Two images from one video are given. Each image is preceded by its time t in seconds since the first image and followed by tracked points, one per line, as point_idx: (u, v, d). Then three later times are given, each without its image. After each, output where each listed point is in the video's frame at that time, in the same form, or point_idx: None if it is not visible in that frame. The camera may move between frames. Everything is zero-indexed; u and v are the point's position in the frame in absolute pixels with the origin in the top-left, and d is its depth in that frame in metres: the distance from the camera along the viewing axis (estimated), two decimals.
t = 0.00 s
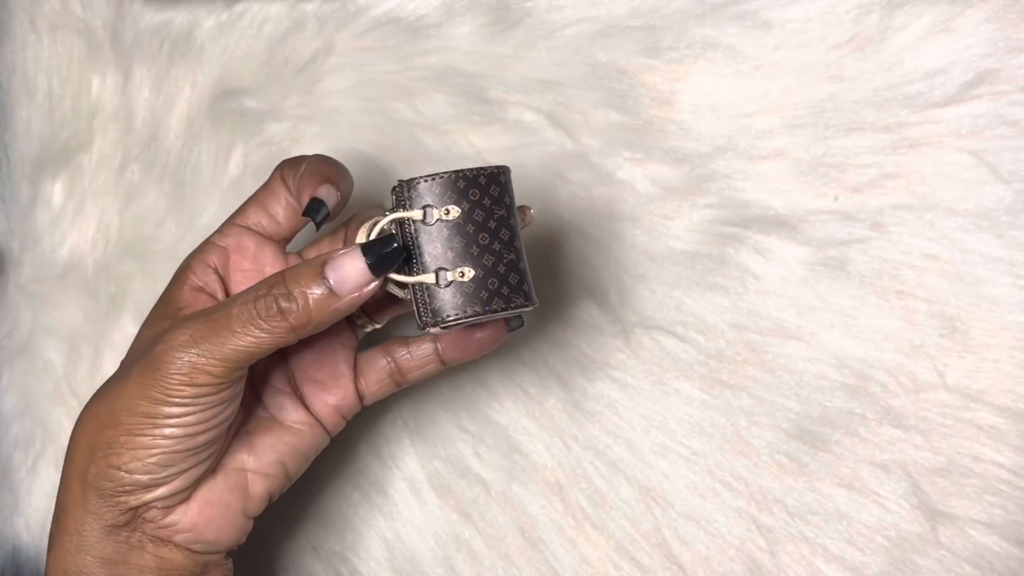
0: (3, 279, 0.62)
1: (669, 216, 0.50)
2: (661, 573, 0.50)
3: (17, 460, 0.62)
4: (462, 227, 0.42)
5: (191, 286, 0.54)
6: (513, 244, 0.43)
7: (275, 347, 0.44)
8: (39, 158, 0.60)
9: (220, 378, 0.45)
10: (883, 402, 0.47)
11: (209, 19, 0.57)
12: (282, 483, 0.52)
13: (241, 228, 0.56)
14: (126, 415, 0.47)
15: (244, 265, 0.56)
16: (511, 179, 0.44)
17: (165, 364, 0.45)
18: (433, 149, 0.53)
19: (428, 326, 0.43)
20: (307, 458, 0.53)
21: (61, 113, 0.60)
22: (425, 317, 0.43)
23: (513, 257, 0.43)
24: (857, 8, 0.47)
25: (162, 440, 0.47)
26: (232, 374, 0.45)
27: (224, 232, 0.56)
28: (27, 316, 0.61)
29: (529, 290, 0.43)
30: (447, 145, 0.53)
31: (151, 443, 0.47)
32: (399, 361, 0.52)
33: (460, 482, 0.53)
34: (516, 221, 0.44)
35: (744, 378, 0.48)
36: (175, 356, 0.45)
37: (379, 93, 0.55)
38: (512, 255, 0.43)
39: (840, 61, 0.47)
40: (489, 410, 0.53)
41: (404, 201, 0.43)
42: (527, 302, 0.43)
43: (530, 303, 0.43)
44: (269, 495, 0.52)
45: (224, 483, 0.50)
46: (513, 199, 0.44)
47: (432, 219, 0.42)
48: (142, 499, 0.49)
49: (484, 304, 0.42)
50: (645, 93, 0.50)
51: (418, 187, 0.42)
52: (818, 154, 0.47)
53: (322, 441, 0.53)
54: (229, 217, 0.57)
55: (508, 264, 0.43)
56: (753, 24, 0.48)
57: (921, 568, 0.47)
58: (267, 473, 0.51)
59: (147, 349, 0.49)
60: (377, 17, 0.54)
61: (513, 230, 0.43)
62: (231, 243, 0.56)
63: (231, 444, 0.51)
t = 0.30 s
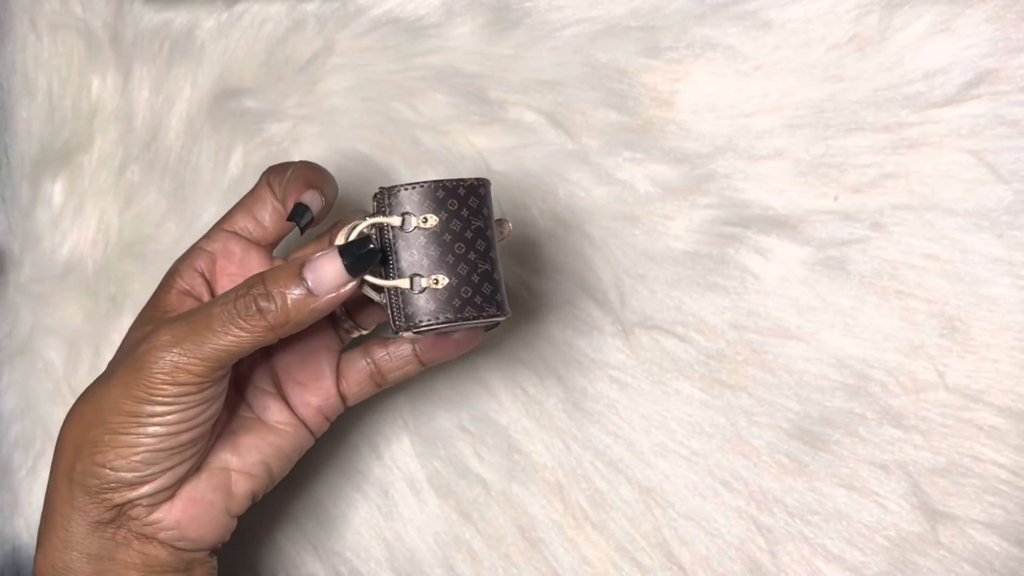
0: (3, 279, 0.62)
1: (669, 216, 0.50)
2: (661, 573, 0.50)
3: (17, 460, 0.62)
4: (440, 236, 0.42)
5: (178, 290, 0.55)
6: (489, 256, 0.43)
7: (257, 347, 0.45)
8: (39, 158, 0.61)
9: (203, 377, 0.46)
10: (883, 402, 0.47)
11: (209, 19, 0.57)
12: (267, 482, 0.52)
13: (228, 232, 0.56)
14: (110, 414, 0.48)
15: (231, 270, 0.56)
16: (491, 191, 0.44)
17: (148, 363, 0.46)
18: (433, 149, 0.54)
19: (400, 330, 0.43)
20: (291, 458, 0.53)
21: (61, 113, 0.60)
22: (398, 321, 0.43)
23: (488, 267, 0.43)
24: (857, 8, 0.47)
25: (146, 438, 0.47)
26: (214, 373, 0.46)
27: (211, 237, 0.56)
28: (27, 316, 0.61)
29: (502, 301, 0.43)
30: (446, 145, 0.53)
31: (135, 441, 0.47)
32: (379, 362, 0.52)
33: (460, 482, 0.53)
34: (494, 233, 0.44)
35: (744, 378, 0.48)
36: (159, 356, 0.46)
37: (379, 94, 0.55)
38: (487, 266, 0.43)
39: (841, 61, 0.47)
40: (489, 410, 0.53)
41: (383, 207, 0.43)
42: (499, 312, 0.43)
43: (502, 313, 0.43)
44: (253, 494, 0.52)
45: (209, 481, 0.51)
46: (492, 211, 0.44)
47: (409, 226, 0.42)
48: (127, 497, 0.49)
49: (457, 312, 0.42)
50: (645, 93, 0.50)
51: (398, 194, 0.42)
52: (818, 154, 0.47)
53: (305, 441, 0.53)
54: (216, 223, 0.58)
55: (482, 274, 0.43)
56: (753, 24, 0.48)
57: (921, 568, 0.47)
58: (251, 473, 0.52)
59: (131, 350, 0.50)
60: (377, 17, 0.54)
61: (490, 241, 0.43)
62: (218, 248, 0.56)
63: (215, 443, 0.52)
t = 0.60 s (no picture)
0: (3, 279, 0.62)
1: (668, 217, 0.50)
2: (661, 572, 0.51)
3: (18, 460, 0.62)
4: (403, 217, 0.42)
5: (148, 277, 0.56)
6: (455, 239, 0.43)
7: (224, 329, 0.46)
8: (39, 158, 0.61)
9: (172, 360, 0.46)
10: (884, 402, 0.47)
11: (209, 19, 0.57)
12: (240, 468, 0.53)
13: (196, 221, 0.57)
14: (81, 399, 0.48)
15: (198, 257, 0.57)
16: (462, 176, 0.44)
17: (118, 347, 0.47)
18: (433, 149, 0.54)
19: (364, 310, 0.43)
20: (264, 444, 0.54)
21: (61, 113, 0.60)
22: (362, 302, 0.43)
23: (451, 250, 0.42)
24: (857, 8, 0.47)
25: (117, 422, 0.48)
26: (183, 356, 0.46)
27: (179, 225, 0.57)
28: (27, 316, 0.61)
29: (466, 284, 0.43)
30: (446, 145, 0.53)
31: (107, 425, 0.48)
32: (348, 353, 0.53)
33: (460, 482, 0.53)
34: (461, 216, 0.43)
35: (744, 378, 0.49)
36: (128, 339, 0.46)
37: (379, 93, 0.55)
38: (451, 248, 0.42)
39: (841, 61, 0.47)
40: (489, 410, 0.53)
41: (352, 190, 0.43)
42: (461, 295, 0.42)
43: (464, 296, 0.42)
44: (226, 479, 0.53)
45: (181, 466, 0.52)
46: (461, 195, 0.43)
47: (373, 208, 0.42)
48: (100, 481, 0.50)
49: (417, 293, 0.42)
50: (645, 93, 0.50)
51: (364, 176, 0.43)
52: (818, 154, 0.47)
53: (278, 427, 0.54)
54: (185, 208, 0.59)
55: (446, 257, 0.42)
56: (753, 24, 0.48)
57: (921, 568, 0.47)
58: (224, 458, 0.53)
59: (101, 335, 0.50)
60: (378, 17, 0.54)
61: (456, 224, 0.43)
62: (186, 236, 0.57)
63: (188, 429, 0.53)
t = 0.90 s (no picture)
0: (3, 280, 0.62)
1: (668, 217, 0.50)
2: (661, 572, 0.51)
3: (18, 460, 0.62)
4: (382, 217, 0.42)
5: (126, 281, 0.56)
6: (433, 238, 0.43)
7: (203, 331, 0.46)
8: (40, 158, 0.61)
9: (151, 362, 0.46)
10: (884, 402, 0.47)
11: (209, 19, 0.57)
12: (222, 470, 0.54)
13: (174, 224, 0.57)
14: (62, 403, 0.48)
15: (177, 261, 0.57)
16: (440, 176, 0.44)
17: (96, 350, 0.47)
18: (433, 149, 0.54)
19: (343, 311, 0.43)
20: (246, 446, 0.54)
21: (62, 113, 0.60)
22: (341, 302, 0.43)
23: (430, 249, 0.42)
24: (857, 9, 0.47)
25: (98, 426, 0.48)
26: (162, 359, 0.47)
27: (157, 229, 0.57)
28: (27, 317, 0.61)
29: (445, 283, 0.43)
30: (446, 145, 0.53)
31: (88, 429, 0.48)
32: (329, 356, 0.54)
33: (460, 482, 0.53)
34: (440, 216, 0.43)
35: (744, 378, 0.49)
36: (107, 343, 0.46)
37: (379, 94, 0.55)
38: (429, 248, 0.42)
39: (841, 61, 0.47)
40: (489, 410, 0.53)
41: (330, 190, 0.43)
42: (440, 294, 0.42)
43: (443, 296, 0.42)
44: (209, 481, 0.53)
45: (163, 469, 0.52)
46: (440, 195, 0.43)
47: (351, 208, 0.42)
48: (82, 486, 0.50)
49: (395, 293, 0.42)
50: (645, 93, 0.50)
51: (342, 177, 0.43)
52: (818, 155, 0.47)
53: (260, 429, 0.55)
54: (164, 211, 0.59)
55: (424, 256, 0.42)
56: (753, 24, 0.48)
57: (921, 568, 0.47)
58: (206, 461, 0.53)
59: (81, 339, 0.50)
60: (377, 17, 0.54)
61: (434, 224, 0.43)
62: (165, 240, 0.57)
63: (168, 433, 0.53)
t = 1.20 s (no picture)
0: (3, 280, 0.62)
1: (668, 217, 0.50)
2: (661, 572, 0.51)
3: (18, 460, 0.62)
4: (398, 229, 0.42)
5: (143, 288, 0.56)
6: (448, 252, 0.42)
7: (218, 342, 0.45)
8: (40, 158, 0.61)
9: (166, 374, 0.46)
10: (884, 402, 0.47)
11: (209, 19, 0.57)
12: (238, 478, 0.53)
13: (190, 230, 0.57)
14: (78, 413, 0.48)
15: (194, 268, 0.57)
16: (459, 191, 0.43)
17: (112, 361, 0.46)
18: (433, 149, 0.53)
19: (354, 322, 0.43)
20: (262, 454, 0.54)
21: (62, 113, 0.60)
22: (353, 313, 0.43)
23: (444, 264, 0.42)
24: (857, 9, 0.47)
25: (114, 437, 0.48)
26: (178, 370, 0.46)
27: (174, 235, 0.57)
28: (27, 317, 0.61)
29: (459, 298, 0.42)
30: (446, 145, 0.53)
31: (104, 440, 0.48)
32: (344, 364, 0.53)
33: (460, 482, 0.53)
34: (456, 230, 0.43)
35: (744, 378, 0.49)
36: (123, 353, 0.46)
37: (379, 94, 0.55)
38: (444, 262, 0.42)
39: (841, 61, 0.47)
40: (489, 410, 0.53)
41: (348, 201, 0.43)
42: (453, 309, 0.42)
43: (456, 310, 0.42)
44: (225, 490, 0.53)
45: (179, 478, 0.52)
46: (457, 209, 0.43)
47: (368, 219, 0.42)
48: (98, 495, 0.50)
49: (407, 306, 0.41)
50: (645, 93, 0.50)
51: (360, 187, 0.42)
52: (818, 155, 0.47)
53: (276, 437, 0.54)
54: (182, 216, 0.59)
55: (438, 270, 0.42)
56: (753, 24, 0.48)
57: (921, 568, 0.47)
58: (223, 469, 0.53)
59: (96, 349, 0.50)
60: (378, 17, 0.54)
61: (451, 238, 0.42)
62: (181, 247, 0.57)
63: (184, 441, 0.53)
